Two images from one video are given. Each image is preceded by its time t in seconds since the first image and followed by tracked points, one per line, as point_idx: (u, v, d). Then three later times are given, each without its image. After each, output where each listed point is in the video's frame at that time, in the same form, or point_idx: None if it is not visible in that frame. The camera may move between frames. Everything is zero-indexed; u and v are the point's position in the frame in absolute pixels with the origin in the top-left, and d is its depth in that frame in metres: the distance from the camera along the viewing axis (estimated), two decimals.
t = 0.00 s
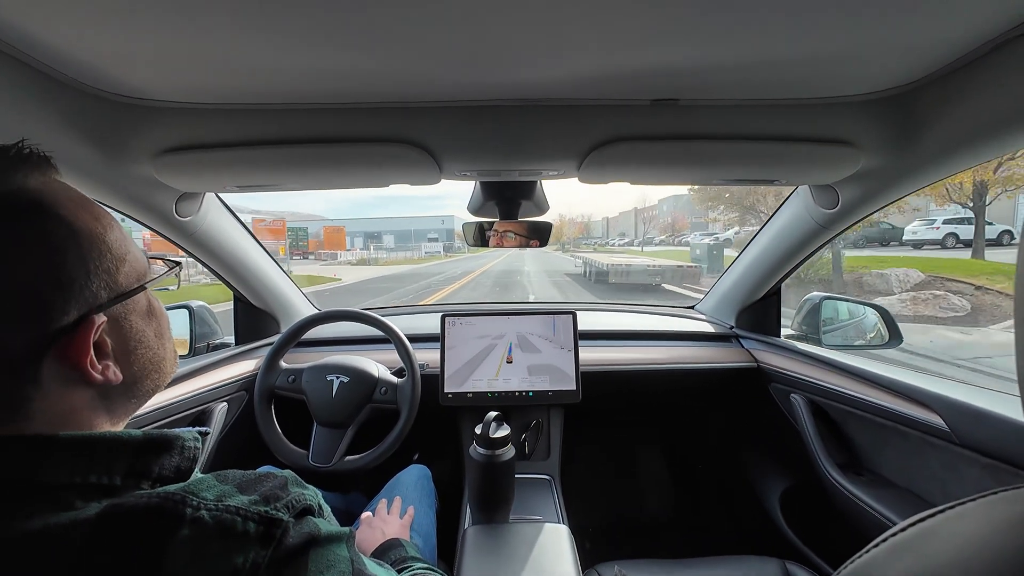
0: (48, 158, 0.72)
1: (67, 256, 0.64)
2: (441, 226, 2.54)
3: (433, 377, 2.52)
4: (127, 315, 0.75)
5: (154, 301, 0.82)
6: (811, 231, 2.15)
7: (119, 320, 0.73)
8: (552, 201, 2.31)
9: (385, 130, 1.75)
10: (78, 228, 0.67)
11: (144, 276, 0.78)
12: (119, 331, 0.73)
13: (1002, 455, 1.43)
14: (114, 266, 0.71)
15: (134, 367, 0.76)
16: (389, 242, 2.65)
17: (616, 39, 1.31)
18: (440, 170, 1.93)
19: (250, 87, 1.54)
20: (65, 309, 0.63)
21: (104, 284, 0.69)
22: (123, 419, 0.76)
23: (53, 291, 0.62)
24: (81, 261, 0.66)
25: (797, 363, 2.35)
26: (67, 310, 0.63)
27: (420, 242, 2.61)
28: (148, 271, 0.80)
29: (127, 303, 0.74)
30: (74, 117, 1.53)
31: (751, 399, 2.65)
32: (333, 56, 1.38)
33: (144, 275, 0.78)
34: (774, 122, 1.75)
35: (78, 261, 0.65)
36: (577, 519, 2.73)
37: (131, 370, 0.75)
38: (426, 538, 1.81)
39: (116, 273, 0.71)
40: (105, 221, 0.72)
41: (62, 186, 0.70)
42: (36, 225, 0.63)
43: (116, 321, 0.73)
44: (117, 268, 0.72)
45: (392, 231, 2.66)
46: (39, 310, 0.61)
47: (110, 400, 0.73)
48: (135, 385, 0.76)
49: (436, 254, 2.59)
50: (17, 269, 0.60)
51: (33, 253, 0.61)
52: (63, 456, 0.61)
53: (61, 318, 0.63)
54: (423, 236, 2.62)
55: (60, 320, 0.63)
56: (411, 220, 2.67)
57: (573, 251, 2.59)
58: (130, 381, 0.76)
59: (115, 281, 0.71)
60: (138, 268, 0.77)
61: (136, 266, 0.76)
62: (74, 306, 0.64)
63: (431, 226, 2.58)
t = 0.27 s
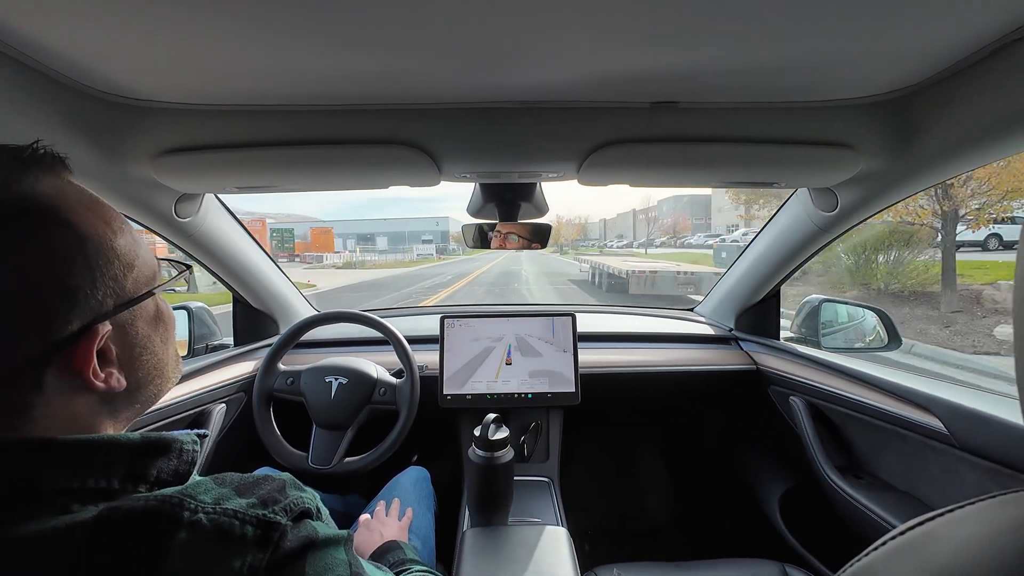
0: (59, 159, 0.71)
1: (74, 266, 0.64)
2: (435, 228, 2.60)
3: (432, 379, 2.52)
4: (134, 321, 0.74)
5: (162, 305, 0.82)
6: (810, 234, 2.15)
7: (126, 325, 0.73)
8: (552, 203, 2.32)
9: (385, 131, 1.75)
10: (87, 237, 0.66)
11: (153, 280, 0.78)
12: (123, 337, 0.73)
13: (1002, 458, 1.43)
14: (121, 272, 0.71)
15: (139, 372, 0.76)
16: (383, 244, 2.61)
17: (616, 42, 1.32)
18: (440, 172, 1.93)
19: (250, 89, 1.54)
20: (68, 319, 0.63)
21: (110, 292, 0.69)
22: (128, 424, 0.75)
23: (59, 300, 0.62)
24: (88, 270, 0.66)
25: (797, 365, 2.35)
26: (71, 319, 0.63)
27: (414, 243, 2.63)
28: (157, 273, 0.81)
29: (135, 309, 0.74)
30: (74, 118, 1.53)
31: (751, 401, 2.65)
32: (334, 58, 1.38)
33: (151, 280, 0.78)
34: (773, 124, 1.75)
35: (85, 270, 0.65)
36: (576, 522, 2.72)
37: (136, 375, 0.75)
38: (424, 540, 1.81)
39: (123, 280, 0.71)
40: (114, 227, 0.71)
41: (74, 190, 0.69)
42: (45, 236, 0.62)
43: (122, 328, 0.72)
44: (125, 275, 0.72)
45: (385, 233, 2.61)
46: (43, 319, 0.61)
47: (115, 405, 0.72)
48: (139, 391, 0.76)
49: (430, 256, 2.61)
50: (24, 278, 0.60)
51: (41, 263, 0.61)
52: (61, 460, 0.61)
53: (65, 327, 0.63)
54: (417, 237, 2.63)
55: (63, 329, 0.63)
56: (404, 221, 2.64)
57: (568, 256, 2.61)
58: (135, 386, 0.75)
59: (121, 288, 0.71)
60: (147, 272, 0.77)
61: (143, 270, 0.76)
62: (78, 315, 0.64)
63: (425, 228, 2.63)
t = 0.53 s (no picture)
0: (72, 164, 0.71)
1: (82, 271, 0.64)
2: (430, 228, 2.58)
3: (432, 380, 2.52)
4: (138, 329, 0.75)
5: (169, 313, 0.82)
6: (810, 234, 2.16)
7: (129, 332, 0.73)
8: (551, 203, 2.32)
9: (384, 132, 1.75)
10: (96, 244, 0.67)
11: (161, 287, 0.79)
12: (126, 344, 0.73)
13: (1001, 458, 1.43)
14: (126, 277, 0.71)
15: (140, 377, 0.76)
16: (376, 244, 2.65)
17: (616, 43, 1.32)
18: (439, 172, 1.93)
19: (249, 89, 1.54)
20: (74, 323, 0.63)
21: (115, 297, 0.69)
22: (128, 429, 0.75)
23: (67, 305, 0.62)
24: (94, 275, 0.66)
25: (797, 365, 2.35)
26: (77, 324, 0.63)
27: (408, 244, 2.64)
28: (165, 278, 0.82)
29: (139, 317, 0.74)
30: (72, 118, 1.53)
31: (750, 401, 2.66)
32: (333, 59, 1.38)
33: (159, 288, 0.78)
34: (773, 125, 1.75)
35: (92, 275, 0.65)
36: (576, 522, 2.72)
37: (137, 380, 0.75)
38: (424, 541, 1.80)
39: (128, 287, 0.71)
40: (122, 234, 0.72)
41: (86, 195, 0.69)
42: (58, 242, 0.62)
43: (125, 334, 0.72)
44: (131, 283, 0.72)
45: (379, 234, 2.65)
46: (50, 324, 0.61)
47: (115, 411, 0.72)
48: (139, 396, 0.76)
49: (421, 257, 2.63)
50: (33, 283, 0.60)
51: (51, 267, 0.61)
52: (65, 463, 0.61)
53: (70, 332, 0.63)
54: (411, 238, 2.62)
55: (68, 334, 0.63)
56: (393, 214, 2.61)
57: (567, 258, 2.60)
58: (136, 392, 0.75)
59: (126, 293, 0.71)
60: (154, 279, 0.77)
61: (151, 278, 0.77)
62: (83, 320, 0.64)
63: (418, 227, 2.61)
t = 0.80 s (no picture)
0: (53, 162, 0.71)
1: (70, 260, 0.65)
2: (424, 229, 2.63)
3: (431, 381, 2.52)
4: (128, 320, 0.75)
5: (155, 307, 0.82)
6: (808, 235, 2.16)
7: (119, 323, 0.73)
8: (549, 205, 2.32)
9: (384, 133, 1.75)
10: (83, 234, 0.67)
11: (146, 284, 0.78)
12: (116, 334, 0.73)
13: (999, 459, 1.44)
14: (114, 268, 0.72)
15: (130, 371, 0.76)
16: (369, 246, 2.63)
17: (615, 44, 1.32)
18: (438, 173, 1.93)
19: (248, 89, 1.54)
20: (64, 311, 0.63)
21: (105, 287, 0.69)
22: (121, 426, 0.75)
23: (57, 293, 0.62)
24: (83, 264, 0.66)
25: (796, 366, 2.35)
26: (68, 311, 0.63)
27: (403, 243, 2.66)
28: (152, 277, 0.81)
29: (128, 308, 0.74)
30: (71, 118, 1.53)
31: (749, 403, 2.66)
32: (333, 59, 1.37)
33: (146, 281, 0.78)
34: (771, 126, 1.76)
35: (80, 264, 0.66)
36: (575, 524, 2.72)
37: (127, 374, 0.75)
38: (423, 542, 1.80)
39: (117, 278, 0.72)
40: (107, 226, 0.72)
41: (67, 191, 0.70)
42: (45, 231, 0.63)
43: (116, 325, 0.72)
44: (118, 273, 0.72)
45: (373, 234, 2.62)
46: (40, 312, 0.61)
47: (108, 404, 0.72)
48: (131, 391, 0.76)
49: (412, 260, 2.65)
50: (22, 271, 0.60)
51: (39, 255, 0.61)
52: (58, 461, 0.61)
53: (61, 319, 0.63)
54: (406, 238, 2.65)
55: (59, 322, 0.63)
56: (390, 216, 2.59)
57: (566, 259, 2.62)
58: (127, 386, 0.75)
59: (115, 283, 0.71)
60: (142, 275, 0.77)
61: (137, 271, 0.76)
62: (74, 308, 0.64)
63: (413, 228, 2.65)
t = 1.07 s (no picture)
0: (48, 169, 0.72)
1: (67, 255, 0.65)
2: (418, 229, 2.60)
3: (429, 382, 2.51)
4: (122, 315, 0.75)
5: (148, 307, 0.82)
6: (805, 237, 2.17)
7: (115, 319, 0.73)
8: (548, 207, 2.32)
9: (382, 134, 1.75)
10: (78, 230, 0.68)
11: (139, 283, 0.78)
12: (113, 330, 0.73)
13: (997, 461, 1.44)
14: (110, 265, 0.72)
15: (126, 368, 0.75)
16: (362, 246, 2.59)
17: (614, 46, 1.32)
18: (437, 174, 1.93)
19: (247, 90, 1.54)
20: (61, 303, 0.64)
21: (102, 282, 0.69)
22: (114, 424, 0.74)
23: (54, 286, 0.63)
24: (80, 259, 0.67)
25: (794, 368, 2.36)
26: (66, 303, 0.64)
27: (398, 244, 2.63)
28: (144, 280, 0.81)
29: (122, 304, 0.74)
30: (69, 119, 1.53)
31: (748, 404, 2.66)
32: (332, 60, 1.38)
33: (138, 281, 0.78)
34: (769, 128, 1.76)
35: (77, 258, 0.66)
36: (573, 526, 2.72)
37: (124, 371, 0.75)
38: (421, 544, 1.80)
39: (113, 274, 0.72)
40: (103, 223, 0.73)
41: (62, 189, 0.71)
42: (42, 226, 0.63)
43: (111, 319, 0.72)
44: (113, 269, 0.72)
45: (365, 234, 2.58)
46: (38, 303, 0.61)
47: (103, 401, 0.72)
48: (127, 388, 0.75)
49: (403, 262, 2.64)
50: (19, 263, 0.61)
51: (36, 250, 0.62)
52: (54, 461, 0.60)
53: (58, 311, 0.64)
54: (400, 239, 2.62)
55: (56, 314, 0.63)
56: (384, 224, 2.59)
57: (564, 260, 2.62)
58: (123, 383, 0.75)
59: (111, 279, 0.71)
60: (135, 274, 0.77)
61: (130, 271, 0.76)
62: (71, 300, 0.65)
63: (408, 228, 2.62)
